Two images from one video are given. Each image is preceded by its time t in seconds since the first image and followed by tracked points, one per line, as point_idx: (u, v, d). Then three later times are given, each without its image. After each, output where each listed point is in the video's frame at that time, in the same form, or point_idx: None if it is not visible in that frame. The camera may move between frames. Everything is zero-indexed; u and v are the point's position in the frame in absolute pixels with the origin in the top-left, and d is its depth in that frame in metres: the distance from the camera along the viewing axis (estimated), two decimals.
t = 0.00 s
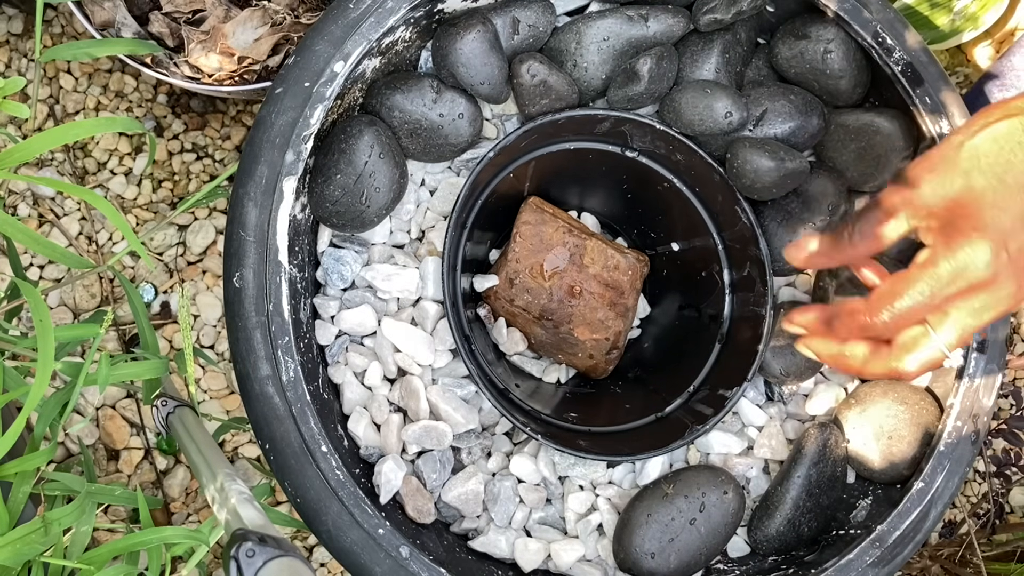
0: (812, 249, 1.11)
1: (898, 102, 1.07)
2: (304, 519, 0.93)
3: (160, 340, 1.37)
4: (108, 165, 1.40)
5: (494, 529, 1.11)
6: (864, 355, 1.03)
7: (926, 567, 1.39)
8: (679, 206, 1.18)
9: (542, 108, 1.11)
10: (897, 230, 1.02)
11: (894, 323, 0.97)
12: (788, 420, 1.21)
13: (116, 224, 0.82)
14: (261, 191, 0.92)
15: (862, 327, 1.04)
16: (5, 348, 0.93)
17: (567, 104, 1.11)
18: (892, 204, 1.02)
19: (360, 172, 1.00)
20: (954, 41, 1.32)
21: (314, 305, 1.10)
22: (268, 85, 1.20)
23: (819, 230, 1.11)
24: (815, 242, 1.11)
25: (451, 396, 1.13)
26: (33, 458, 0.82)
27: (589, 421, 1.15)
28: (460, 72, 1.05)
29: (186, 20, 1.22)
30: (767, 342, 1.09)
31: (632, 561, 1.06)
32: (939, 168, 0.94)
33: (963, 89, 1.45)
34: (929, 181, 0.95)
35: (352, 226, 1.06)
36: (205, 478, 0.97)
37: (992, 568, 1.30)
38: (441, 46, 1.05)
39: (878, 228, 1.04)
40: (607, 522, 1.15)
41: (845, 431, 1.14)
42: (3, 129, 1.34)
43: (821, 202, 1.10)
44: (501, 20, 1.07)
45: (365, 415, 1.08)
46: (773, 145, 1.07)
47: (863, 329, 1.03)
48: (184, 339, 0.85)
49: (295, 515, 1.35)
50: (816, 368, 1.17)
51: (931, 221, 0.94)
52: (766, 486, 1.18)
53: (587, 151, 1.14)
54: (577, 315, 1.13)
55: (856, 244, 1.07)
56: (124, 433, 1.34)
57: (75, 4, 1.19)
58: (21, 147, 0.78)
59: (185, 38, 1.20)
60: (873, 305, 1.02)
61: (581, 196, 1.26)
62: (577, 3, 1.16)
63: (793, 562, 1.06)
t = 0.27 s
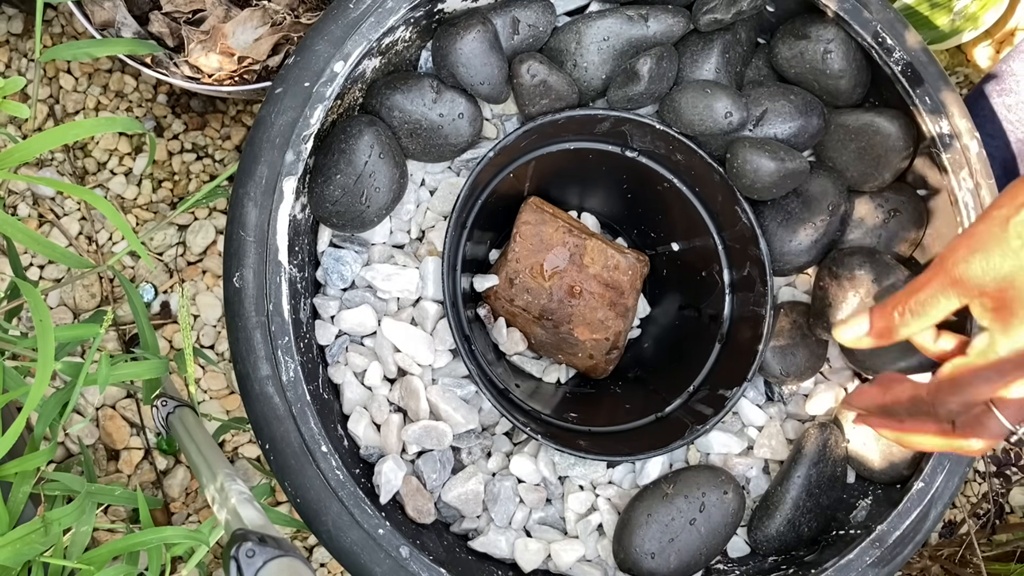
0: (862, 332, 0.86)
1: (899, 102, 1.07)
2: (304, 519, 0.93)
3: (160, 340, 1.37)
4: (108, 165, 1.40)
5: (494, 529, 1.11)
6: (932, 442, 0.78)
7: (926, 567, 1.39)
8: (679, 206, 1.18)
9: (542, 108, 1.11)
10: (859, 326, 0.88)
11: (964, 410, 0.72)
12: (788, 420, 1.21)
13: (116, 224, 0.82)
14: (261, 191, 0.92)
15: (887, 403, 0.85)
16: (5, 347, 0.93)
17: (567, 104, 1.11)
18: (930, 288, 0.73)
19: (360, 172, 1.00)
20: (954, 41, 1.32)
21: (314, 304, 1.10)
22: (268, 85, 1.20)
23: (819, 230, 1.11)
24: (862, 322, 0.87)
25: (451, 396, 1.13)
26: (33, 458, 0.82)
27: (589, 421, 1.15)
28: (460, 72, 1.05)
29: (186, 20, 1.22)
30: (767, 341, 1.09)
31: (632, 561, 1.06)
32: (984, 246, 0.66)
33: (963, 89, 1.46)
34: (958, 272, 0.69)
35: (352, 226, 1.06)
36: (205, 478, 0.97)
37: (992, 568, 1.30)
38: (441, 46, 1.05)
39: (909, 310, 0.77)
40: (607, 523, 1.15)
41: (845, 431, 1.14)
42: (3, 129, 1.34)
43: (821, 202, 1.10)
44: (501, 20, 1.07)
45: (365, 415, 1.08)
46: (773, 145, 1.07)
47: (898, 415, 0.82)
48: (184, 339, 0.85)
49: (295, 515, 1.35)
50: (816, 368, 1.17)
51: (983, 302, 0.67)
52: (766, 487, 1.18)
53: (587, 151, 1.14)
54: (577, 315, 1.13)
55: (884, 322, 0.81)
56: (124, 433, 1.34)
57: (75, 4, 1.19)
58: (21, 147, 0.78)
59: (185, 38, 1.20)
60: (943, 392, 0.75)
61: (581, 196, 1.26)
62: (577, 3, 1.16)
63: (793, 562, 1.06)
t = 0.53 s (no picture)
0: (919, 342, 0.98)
1: (899, 102, 1.07)
2: (304, 519, 0.93)
3: (160, 340, 1.37)
4: (108, 165, 1.40)
5: (494, 529, 1.11)
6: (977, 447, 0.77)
7: (926, 567, 1.39)
8: (679, 206, 1.18)
9: (542, 108, 1.11)
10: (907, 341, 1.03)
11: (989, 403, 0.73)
12: (788, 420, 1.21)
13: (116, 224, 0.82)
14: (261, 191, 0.92)
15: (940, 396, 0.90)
16: (5, 347, 0.93)
17: (567, 104, 1.11)
18: (978, 304, 0.83)
19: (360, 172, 1.00)
20: (954, 41, 1.32)
21: (313, 304, 1.10)
22: (268, 85, 1.20)
23: (819, 230, 1.11)
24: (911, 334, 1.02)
25: (451, 396, 1.13)
26: (33, 458, 0.82)
27: (589, 421, 1.15)
28: (460, 72, 1.05)
29: (186, 20, 1.22)
30: (767, 341, 1.09)
31: (632, 561, 1.06)
32: None
33: (963, 89, 1.46)
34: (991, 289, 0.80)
35: (352, 226, 1.06)
36: (205, 478, 0.97)
37: (992, 568, 1.30)
38: (441, 46, 1.05)
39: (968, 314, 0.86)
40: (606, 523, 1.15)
41: (845, 431, 1.14)
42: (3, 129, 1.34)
43: (821, 202, 1.10)
44: (501, 20, 1.07)
45: (365, 415, 1.08)
46: (774, 145, 1.07)
47: (946, 418, 0.80)
48: (184, 339, 0.85)
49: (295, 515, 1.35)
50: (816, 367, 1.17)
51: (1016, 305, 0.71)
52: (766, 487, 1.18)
53: (587, 151, 1.14)
54: (577, 315, 1.13)
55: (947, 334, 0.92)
56: (124, 433, 1.34)
57: (75, 4, 1.19)
58: (21, 147, 0.78)
59: (185, 38, 1.20)
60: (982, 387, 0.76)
61: (581, 196, 1.26)
62: (577, 3, 1.15)
63: (793, 562, 1.06)
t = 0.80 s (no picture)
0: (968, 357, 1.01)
1: (899, 102, 1.07)
2: (304, 519, 0.93)
3: (160, 340, 1.37)
4: (108, 165, 1.40)
5: (494, 529, 1.11)
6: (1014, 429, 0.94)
7: (926, 567, 1.39)
8: (679, 206, 1.18)
9: (542, 108, 1.11)
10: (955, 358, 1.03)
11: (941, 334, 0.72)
12: (788, 420, 1.21)
13: (116, 223, 0.82)
14: (261, 191, 0.92)
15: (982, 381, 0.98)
16: (4, 347, 0.93)
17: (567, 104, 1.11)
18: None
19: (360, 172, 1.00)
20: (954, 41, 1.32)
21: (313, 304, 1.10)
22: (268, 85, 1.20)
23: (819, 230, 1.11)
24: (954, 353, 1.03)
25: (451, 395, 1.13)
26: (33, 458, 0.82)
27: (589, 421, 1.15)
28: (460, 72, 1.05)
29: (186, 20, 1.23)
30: (767, 341, 1.09)
31: (632, 561, 1.06)
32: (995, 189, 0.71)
33: (963, 89, 1.46)
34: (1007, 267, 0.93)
35: (352, 226, 1.06)
36: (205, 478, 0.97)
37: (992, 568, 1.30)
38: (441, 46, 1.05)
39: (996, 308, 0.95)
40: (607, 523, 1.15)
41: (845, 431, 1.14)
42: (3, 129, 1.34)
43: (821, 202, 1.10)
44: (501, 20, 1.07)
45: (365, 415, 1.08)
46: (773, 145, 1.07)
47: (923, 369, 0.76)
48: (184, 339, 0.85)
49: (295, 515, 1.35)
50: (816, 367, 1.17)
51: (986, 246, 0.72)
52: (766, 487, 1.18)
53: (587, 151, 1.14)
54: (577, 315, 1.13)
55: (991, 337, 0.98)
56: (124, 433, 1.34)
57: (75, 4, 1.19)
58: (21, 147, 0.77)
59: (185, 38, 1.20)
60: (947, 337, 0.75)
61: (581, 196, 1.26)
62: (577, 3, 1.15)
63: (793, 562, 1.06)
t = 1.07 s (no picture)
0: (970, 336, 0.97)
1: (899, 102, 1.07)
2: (304, 519, 0.93)
3: (160, 340, 1.37)
4: (108, 165, 1.40)
5: (494, 529, 1.11)
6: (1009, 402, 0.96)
7: (926, 567, 1.39)
8: (679, 206, 1.18)
9: (542, 108, 1.11)
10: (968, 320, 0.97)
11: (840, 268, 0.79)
12: (788, 420, 1.20)
13: (116, 223, 0.82)
14: (261, 191, 0.92)
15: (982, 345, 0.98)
16: (4, 347, 0.93)
17: (567, 104, 1.11)
18: None
19: (360, 172, 1.00)
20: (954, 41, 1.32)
21: (314, 305, 1.10)
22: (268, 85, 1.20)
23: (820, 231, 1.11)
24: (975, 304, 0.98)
25: (451, 396, 1.13)
26: (33, 458, 0.82)
27: (589, 421, 1.15)
28: (460, 72, 1.05)
29: (186, 20, 1.23)
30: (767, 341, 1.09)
31: (632, 561, 1.06)
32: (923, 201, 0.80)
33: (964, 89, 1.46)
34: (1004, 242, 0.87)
35: (352, 226, 1.06)
36: (205, 478, 0.97)
37: (992, 568, 1.30)
38: (441, 46, 1.05)
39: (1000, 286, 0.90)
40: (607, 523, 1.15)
41: (845, 431, 1.14)
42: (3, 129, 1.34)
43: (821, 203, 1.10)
44: (501, 20, 1.07)
45: (365, 415, 1.08)
46: (773, 144, 1.07)
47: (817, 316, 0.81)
48: (184, 339, 0.85)
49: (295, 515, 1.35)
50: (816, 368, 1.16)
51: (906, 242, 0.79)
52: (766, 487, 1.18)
53: (587, 151, 1.14)
54: (577, 315, 1.13)
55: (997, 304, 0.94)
56: (124, 433, 1.34)
57: (75, 4, 1.19)
58: (22, 147, 0.78)
59: (185, 38, 1.20)
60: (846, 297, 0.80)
61: (581, 196, 1.26)
62: (577, 3, 1.15)
63: (793, 562, 1.06)
